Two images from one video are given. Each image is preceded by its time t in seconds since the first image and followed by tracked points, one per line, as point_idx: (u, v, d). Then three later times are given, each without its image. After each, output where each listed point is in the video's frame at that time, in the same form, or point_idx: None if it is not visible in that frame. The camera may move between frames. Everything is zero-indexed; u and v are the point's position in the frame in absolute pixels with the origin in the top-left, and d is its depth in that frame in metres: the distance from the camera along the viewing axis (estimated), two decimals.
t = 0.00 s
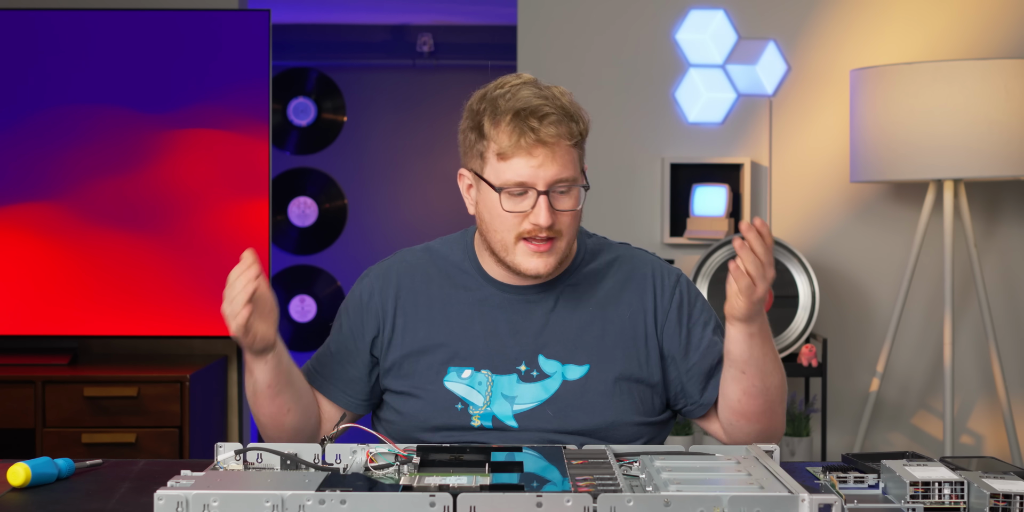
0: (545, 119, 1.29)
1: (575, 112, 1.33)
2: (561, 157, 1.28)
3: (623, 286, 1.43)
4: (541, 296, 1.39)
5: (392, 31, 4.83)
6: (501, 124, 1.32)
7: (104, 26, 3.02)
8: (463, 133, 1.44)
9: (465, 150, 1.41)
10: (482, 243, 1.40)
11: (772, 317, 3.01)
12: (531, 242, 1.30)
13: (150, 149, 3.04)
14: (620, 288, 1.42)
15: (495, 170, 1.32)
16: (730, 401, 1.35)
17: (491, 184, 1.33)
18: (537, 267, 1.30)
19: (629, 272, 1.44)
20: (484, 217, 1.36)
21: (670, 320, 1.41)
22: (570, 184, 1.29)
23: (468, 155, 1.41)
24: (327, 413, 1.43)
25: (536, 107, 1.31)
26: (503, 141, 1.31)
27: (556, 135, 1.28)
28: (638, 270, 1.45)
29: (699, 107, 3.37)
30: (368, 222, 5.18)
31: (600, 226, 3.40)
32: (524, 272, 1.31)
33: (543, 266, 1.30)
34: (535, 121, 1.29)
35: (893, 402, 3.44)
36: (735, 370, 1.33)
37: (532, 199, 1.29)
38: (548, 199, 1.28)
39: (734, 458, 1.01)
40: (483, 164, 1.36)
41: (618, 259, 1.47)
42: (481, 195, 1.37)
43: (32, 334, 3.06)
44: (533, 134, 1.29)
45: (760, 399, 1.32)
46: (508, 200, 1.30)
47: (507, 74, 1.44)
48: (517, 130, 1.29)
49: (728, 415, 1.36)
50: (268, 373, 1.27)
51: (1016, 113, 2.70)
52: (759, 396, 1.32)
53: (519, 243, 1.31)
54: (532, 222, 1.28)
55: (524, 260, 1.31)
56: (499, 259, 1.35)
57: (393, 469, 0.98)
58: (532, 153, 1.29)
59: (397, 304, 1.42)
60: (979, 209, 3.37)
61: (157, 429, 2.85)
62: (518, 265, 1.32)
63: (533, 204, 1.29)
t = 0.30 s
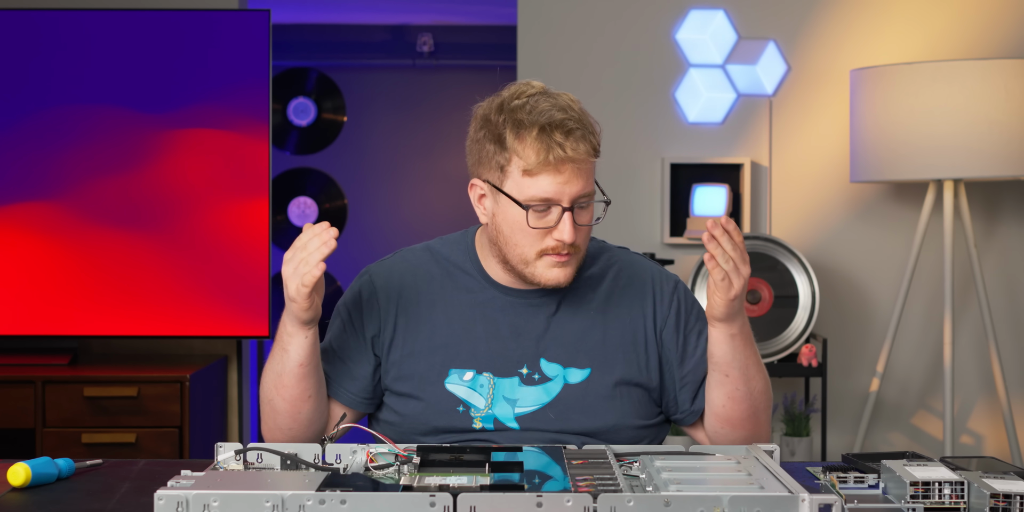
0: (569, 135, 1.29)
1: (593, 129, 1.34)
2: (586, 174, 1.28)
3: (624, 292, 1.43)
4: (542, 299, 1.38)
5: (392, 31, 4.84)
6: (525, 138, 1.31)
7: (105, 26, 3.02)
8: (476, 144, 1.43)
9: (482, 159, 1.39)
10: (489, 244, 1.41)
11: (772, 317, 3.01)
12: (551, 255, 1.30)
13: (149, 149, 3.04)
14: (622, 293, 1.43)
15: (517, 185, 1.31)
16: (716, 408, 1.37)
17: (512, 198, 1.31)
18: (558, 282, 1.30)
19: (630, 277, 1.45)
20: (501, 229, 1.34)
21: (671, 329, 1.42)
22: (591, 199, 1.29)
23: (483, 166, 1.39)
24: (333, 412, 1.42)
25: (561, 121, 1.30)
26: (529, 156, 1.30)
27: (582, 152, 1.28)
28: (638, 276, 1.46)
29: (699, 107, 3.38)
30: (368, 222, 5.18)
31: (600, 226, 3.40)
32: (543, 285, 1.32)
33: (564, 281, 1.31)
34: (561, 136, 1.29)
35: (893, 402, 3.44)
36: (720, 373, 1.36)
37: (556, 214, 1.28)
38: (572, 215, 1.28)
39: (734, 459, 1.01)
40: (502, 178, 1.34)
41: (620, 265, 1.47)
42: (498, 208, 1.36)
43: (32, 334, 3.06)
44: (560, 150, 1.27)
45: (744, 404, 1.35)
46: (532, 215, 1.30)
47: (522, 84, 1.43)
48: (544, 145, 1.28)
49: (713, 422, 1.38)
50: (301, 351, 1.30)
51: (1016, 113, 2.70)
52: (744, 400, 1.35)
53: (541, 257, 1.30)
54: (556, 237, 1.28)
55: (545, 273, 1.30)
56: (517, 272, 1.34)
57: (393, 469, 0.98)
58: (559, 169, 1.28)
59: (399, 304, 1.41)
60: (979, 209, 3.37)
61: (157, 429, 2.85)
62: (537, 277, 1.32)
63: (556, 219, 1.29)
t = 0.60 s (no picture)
0: (568, 139, 1.29)
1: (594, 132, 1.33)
2: (584, 177, 1.28)
3: (627, 294, 1.43)
4: (546, 301, 1.39)
5: (392, 31, 4.83)
6: (523, 142, 1.31)
7: (104, 26, 3.02)
8: (477, 145, 1.43)
9: (483, 161, 1.39)
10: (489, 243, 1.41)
11: (772, 317, 3.01)
12: (549, 257, 1.30)
13: (149, 148, 3.04)
14: (624, 294, 1.43)
15: (516, 188, 1.31)
16: (719, 411, 1.37)
17: (511, 201, 1.32)
18: (556, 284, 1.30)
19: (634, 280, 1.46)
20: (500, 232, 1.35)
21: (675, 333, 1.42)
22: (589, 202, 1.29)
23: (483, 169, 1.39)
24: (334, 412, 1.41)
25: (558, 125, 1.30)
26: (527, 160, 1.30)
27: (580, 155, 1.27)
28: (642, 278, 1.46)
29: (699, 107, 3.38)
30: (368, 222, 5.18)
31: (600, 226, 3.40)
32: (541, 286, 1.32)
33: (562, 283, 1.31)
34: (559, 140, 1.29)
35: (893, 402, 3.44)
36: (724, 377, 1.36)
37: (553, 216, 1.28)
38: (569, 218, 1.28)
39: (734, 458, 1.01)
40: (501, 181, 1.34)
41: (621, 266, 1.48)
42: (497, 210, 1.36)
43: (32, 334, 3.06)
44: (557, 153, 1.27)
45: (747, 408, 1.36)
46: (529, 218, 1.29)
47: (524, 86, 1.42)
48: (541, 150, 1.28)
49: (714, 426, 1.38)
50: (307, 352, 1.30)
51: (1016, 113, 2.70)
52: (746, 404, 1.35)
53: (539, 259, 1.30)
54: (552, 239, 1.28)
55: (544, 276, 1.31)
56: (517, 273, 1.34)
57: (393, 469, 0.98)
58: (555, 173, 1.27)
59: (402, 305, 1.41)
60: (979, 209, 3.37)
61: (157, 429, 2.85)
62: (536, 279, 1.32)
63: (555, 222, 1.29)
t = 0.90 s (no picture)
0: (573, 135, 1.28)
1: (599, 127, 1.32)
2: (588, 174, 1.27)
3: (627, 293, 1.43)
4: (545, 298, 1.39)
5: (392, 32, 4.83)
6: (528, 137, 1.30)
7: (104, 25, 3.02)
8: (481, 138, 1.42)
9: (486, 154, 1.38)
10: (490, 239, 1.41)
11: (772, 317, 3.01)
12: (551, 254, 1.31)
13: (149, 148, 3.04)
14: (623, 294, 1.43)
15: (519, 184, 1.31)
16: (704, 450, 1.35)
17: (514, 197, 1.31)
18: (558, 282, 1.31)
19: (633, 279, 1.46)
20: (502, 227, 1.35)
21: (673, 334, 1.42)
22: (592, 199, 1.29)
23: (487, 162, 1.39)
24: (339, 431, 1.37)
25: (563, 121, 1.29)
26: (530, 156, 1.29)
27: (585, 153, 1.27)
28: (642, 278, 1.46)
29: (699, 107, 3.38)
30: (368, 222, 5.18)
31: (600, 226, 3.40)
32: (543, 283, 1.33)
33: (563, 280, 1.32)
34: (564, 136, 1.28)
35: (893, 402, 3.44)
36: (711, 428, 1.33)
37: (556, 213, 1.28)
38: (573, 215, 1.28)
39: (734, 459, 1.01)
40: (505, 176, 1.34)
41: (622, 265, 1.48)
42: (500, 205, 1.36)
43: (31, 334, 3.06)
44: (562, 151, 1.27)
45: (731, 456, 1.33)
46: (532, 215, 1.29)
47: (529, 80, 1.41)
48: (546, 146, 1.28)
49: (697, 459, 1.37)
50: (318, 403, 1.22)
51: (1016, 113, 2.70)
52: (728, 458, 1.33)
53: (540, 256, 1.31)
54: (555, 237, 1.28)
55: (546, 273, 1.32)
56: (519, 269, 1.35)
57: (393, 469, 0.98)
58: (560, 170, 1.27)
59: (402, 301, 1.42)
60: (979, 209, 3.37)
61: (157, 429, 2.85)
62: (537, 275, 1.33)
63: (557, 220, 1.29)
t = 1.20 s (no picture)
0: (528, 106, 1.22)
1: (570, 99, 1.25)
2: (540, 148, 1.22)
3: (629, 286, 1.43)
4: (545, 291, 1.39)
5: (392, 32, 4.86)
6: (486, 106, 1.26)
7: (105, 26, 3.02)
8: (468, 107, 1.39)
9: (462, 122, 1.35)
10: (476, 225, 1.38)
11: (772, 317, 3.01)
12: (505, 232, 1.26)
13: (149, 148, 3.04)
14: (625, 288, 1.42)
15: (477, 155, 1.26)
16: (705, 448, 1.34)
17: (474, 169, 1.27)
18: (513, 258, 1.26)
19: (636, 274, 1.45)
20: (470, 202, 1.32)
21: (676, 329, 1.42)
22: (546, 174, 1.23)
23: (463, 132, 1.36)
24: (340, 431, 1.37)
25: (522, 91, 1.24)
26: (487, 125, 1.24)
27: (536, 125, 1.21)
28: (645, 271, 1.45)
29: (699, 107, 3.38)
30: (368, 222, 5.18)
31: (600, 226, 3.40)
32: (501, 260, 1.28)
33: (518, 257, 1.27)
34: (519, 106, 1.23)
35: (893, 402, 3.44)
36: (715, 426, 1.31)
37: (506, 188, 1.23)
38: (522, 189, 1.23)
39: (734, 459, 1.01)
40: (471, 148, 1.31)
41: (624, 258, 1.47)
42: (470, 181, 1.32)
43: (31, 334, 3.06)
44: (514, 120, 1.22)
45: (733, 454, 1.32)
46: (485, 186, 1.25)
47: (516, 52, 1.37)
48: (498, 114, 1.23)
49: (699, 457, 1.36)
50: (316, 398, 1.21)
51: (1016, 113, 2.70)
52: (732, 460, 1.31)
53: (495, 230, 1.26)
54: (505, 212, 1.23)
55: (502, 248, 1.27)
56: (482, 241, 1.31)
57: (393, 469, 0.98)
58: (510, 141, 1.22)
59: (403, 296, 1.42)
60: (979, 209, 3.37)
61: (157, 429, 2.85)
62: (498, 253, 1.29)
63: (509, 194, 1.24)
